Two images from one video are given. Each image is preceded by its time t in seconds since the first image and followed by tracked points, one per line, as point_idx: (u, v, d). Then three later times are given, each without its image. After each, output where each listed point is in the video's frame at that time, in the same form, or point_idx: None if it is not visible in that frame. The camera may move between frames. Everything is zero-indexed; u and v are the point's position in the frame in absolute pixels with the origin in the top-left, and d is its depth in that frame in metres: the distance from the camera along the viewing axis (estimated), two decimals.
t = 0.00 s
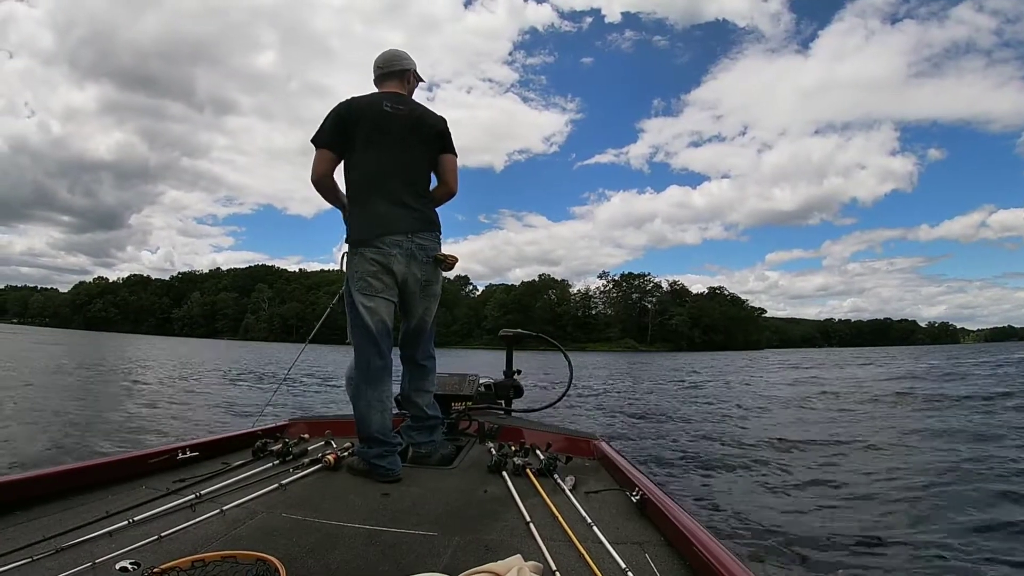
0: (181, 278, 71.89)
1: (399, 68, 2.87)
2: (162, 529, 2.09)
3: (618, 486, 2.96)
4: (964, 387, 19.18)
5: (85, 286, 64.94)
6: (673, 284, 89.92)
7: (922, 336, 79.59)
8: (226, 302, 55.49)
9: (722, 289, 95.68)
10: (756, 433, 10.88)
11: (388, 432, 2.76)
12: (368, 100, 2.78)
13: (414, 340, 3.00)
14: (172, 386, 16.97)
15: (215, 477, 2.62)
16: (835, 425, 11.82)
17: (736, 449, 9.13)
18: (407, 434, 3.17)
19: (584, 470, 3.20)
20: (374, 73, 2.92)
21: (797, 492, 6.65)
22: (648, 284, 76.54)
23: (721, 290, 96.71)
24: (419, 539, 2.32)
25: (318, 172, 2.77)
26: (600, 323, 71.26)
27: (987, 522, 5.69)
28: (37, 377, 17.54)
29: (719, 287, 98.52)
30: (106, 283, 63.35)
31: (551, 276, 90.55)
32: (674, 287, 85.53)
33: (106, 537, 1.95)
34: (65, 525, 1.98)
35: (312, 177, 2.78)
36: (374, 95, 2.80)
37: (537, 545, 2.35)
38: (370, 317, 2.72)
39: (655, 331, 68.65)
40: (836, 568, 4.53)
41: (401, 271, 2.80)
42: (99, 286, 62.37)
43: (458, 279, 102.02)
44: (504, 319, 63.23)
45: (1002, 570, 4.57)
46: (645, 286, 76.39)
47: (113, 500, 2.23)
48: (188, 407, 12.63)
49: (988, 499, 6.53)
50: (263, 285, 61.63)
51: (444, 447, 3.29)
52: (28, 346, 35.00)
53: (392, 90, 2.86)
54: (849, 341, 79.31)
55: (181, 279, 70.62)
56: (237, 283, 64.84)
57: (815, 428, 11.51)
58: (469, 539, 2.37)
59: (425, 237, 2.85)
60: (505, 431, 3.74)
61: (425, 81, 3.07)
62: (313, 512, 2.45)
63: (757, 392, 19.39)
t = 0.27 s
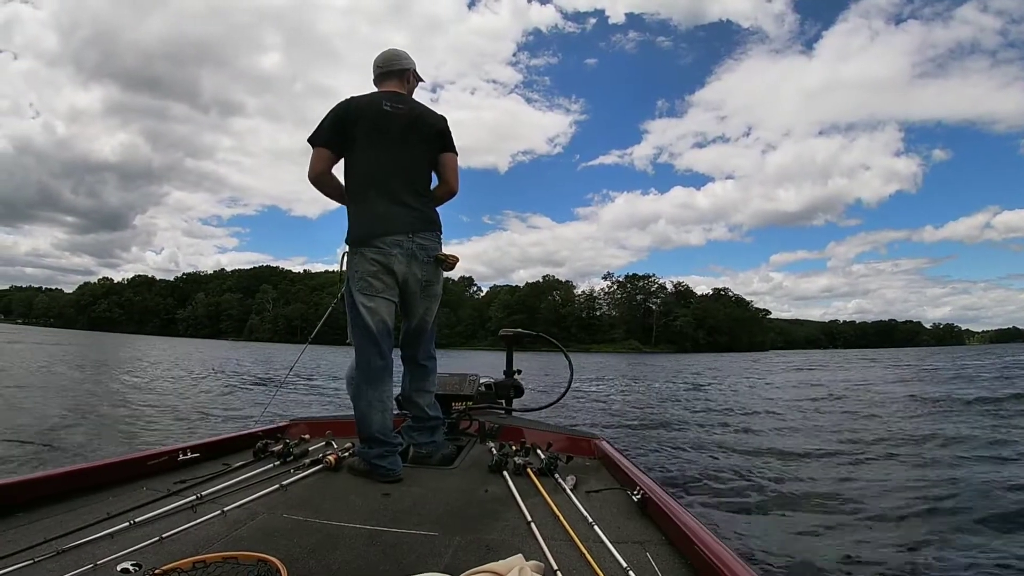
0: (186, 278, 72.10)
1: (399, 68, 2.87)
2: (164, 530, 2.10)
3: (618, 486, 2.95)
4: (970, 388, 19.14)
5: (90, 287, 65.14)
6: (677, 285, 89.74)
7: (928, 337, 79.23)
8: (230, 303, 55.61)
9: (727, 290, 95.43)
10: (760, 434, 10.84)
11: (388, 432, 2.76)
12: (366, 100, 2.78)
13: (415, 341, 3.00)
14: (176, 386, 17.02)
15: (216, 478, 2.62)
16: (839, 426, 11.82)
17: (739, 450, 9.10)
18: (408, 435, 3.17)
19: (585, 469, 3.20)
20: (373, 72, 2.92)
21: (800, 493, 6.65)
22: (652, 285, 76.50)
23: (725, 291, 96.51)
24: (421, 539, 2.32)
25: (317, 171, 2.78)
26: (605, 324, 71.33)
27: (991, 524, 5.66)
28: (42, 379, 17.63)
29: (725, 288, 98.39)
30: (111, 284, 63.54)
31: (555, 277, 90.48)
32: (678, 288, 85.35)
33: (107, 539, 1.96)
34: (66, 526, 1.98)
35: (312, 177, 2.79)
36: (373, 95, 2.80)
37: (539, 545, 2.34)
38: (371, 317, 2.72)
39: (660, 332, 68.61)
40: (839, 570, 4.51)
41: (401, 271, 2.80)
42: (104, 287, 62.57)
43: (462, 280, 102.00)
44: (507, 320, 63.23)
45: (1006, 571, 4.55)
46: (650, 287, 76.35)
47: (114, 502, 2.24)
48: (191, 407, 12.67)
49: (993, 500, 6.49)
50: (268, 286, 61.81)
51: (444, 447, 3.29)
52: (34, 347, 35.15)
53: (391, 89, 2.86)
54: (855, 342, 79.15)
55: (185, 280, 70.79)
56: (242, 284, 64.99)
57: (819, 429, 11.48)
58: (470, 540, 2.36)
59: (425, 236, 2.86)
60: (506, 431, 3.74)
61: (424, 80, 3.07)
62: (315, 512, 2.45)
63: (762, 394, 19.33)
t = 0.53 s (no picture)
0: (191, 278, 72.24)
1: (399, 67, 2.87)
2: (164, 531, 2.10)
3: (619, 487, 2.95)
4: (975, 390, 19.07)
5: (95, 287, 65.28)
6: (681, 286, 89.60)
7: (933, 339, 78.93)
8: (235, 303, 55.71)
9: (731, 290, 95.25)
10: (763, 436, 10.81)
11: (389, 432, 2.76)
12: (367, 99, 2.79)
13: (416, 342, 3.00)
14: (181, 387, 17.07)
15: (216, 479, 2.63)
16: (843, 428, 11.78)
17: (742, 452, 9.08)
18: (410, 436, 3.17)
19: (586, 470, 3.19)
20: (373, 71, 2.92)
21: (803, 495, 6.63)
22: (656, 286, 76.43)
23: (729, 292, 96.34)
24: (421, 540, 2.32)
25: (318, 172, 2.78)
26: (609, 325, 71.25)
27: (995, 525, 5.64)
28: (47, 379, 17.69)
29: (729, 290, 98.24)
30: (115, 284, 63.70)
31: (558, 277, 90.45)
32: (682, 289, 85.21)
33: (107, 539, 1.96)
34: (66, 526, 1.98)
35: (314, 179, 2.79)
36: (374, 94, 2.80)
37: (539, 546, 2.34)
38: (373, 318, 2.72)
39: (664, 333, 68.52)
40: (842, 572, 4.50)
41: (403, 271, 2.80)
42: (109, 287, 62.72)
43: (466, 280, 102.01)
44: (511, 321, 63.22)
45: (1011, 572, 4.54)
46: (654, 288, 76.28)
47: (114, 502, 2.24)
48: (194, 408, 12.70)
49: (998, 502, 6.46)
50: (272, 287, 61.88)
51: (445, 448, 3.29)
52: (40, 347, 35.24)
53: (392, 88, 2.86)
54: (859, 344, 78.91)
55: (189, 280, 70.98)
56: (246, 284, 65.11)
57: (823, 431, 11.45)
58: (470, 541, 2.36)
59: (427, 237, 2.85)
60: (506, 432, 3.74)
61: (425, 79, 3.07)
62: (315, 513, 2.45)
63: (766, 395, 19.28)
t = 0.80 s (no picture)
0: (194, 278, 72.32)
1: (399, 67, 2.87)
2: (164, 529, 2.10)
3: (619, 488, 2.95)
4: (979, 390, 19.03)
5: (98, 287, 65.36)
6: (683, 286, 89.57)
7: (936, 339, 78.78)
8: (237, 303, 55.74)
9: (734, 290, 95.18)
10: (766, 436, 10.80)
11: (389, 433, 2.76)
12: (366, 99, 2.78)
13: (416, 342, 3.00)
14: (184, 386, 17.10)
15: (216, 478, 2.63)
16: (846, 428, 11.76)
17: (745, 452, 9.07)
18: (410, 436, 3.17)
19: (586, 472, 3.19)
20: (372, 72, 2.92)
21: (805, 495, 6.62)
22: (659, 286, 76.38)
23: (732, 292, 96.34)
24: (420, 540, 2.32)
25: (319, 173, 2.78)
26: (612, 325, 71.20)
27: (996, 525, 5.63)
28: (50, 377, 17.76)
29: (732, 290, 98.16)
30: (119, 284, 63.77)
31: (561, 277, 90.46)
32: (684, 289, 85.06)
33: (107, 537, 1.96)
34: (65, 524, 1.98)
35: (314, 179, 2.79)
36: (374, 94, 2.80)
37: (539, 546, 2.34)
38: (372, 319, 2.72)
39: (666, 333, 68.43)
40: (844, 572, 4.49)
41: (404, 272, 2.80)
42: (112, 287, 62.81)
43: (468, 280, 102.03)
44: (513, 321, 63.23)
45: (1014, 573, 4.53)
46: (657, 288, 76.22)
47: (114, 500, 2.24)
48: (197, 407, 12.74)
49: (999, 502, 6.45)
50: (275, 286, 61.92)
51: (445, 448, 3.29)
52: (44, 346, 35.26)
53: (391, 88, 2.86)
54: (863, 344, 78.76)
55: (192, 281, 71.15)
56: (249, 284, 65.15)
57: (826, 431, 11.43)
58: (470, 541, 2.36)
59: (427, 237, 2.85)
60: (507, 432, 3.74)
61: (425, 79, 3.07)
62: (315, 513, 2.45)
63: (770, 395, 19.26)
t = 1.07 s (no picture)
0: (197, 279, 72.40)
1: (396, 66, 2.88)
2: (163, 528, 2.10)
3: (618, 488, 2.95)
4: (983, 388, 18.99)
5: (101, 289, 65.40)
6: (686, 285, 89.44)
7: (939, 337, 78.60)
8: (240, 304, 55.72)
9: (737, 289, 95.01)
10: (768, 435, 10.79)
11: (388, 432, 2.77)
12: (364, 99, 2.78)
13: (415, 341, 3.00)
14: (187, 386, 17.11)
15: (215, 477, 2.64)
16: (849, 427, 11.74)
17: (747, 451, 9.07)
18: (409, 435, 3.18)
19: (585, 472, 3.19)
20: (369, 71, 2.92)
21: (807, 494, 6.61)
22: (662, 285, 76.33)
23: (735, 290, 96.22)
24: (419, 540, 2.32)
25: (315, 173, 2.78)
26: (615, 324, 71.16)
27: (998, 523, 5.62)
28: (54, 377, 17.83)
29: (735, 288, 98.08)
30: (121, 285, 63.81)
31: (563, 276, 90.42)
32: (687, 288, 84.95)
33: (106, 535, 1.97)
34: (64, 522, 1.99)
35: (312, 179, 2.79)
36: (371, 94, 2.80)
37: (538, 547, 2.34)
38: (371, 318, 2.72)
39: (669, 332, 68.36)
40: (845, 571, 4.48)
41: (403, 271, 2.80)
42: (115, 288, 62.85)
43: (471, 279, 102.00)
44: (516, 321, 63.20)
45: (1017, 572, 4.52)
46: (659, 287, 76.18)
47: (114, 498, 2.25)
48: (199, 406, 12.77)
49: (1002, 500, 6.44)
50: (278, 287, 61.91)
51: (445, 448, 3.30)
52: (48, 347, 35.29)
53: (388, 88, 2.86)
54: (866, 342, 78.63)
55: (194, 282, 71.30)
56: (252, 284, 65.17)
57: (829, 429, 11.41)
58: (469, 541, 2.37)
59: (426, 236, 2.86)
60: (506, 432, 3.74)
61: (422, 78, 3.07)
62: (314, 512, 2.45)
63: (773, 394, 19.21)
